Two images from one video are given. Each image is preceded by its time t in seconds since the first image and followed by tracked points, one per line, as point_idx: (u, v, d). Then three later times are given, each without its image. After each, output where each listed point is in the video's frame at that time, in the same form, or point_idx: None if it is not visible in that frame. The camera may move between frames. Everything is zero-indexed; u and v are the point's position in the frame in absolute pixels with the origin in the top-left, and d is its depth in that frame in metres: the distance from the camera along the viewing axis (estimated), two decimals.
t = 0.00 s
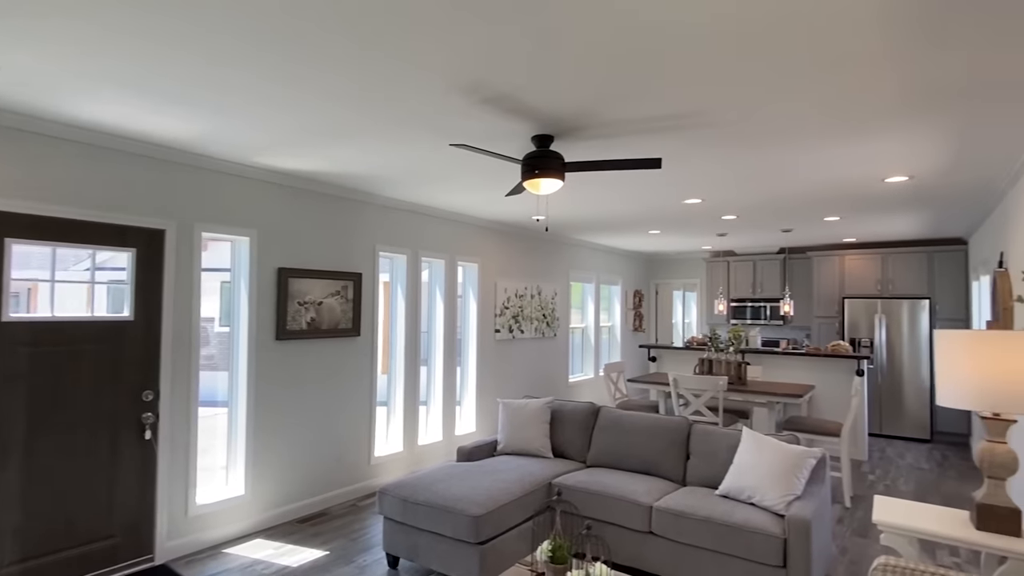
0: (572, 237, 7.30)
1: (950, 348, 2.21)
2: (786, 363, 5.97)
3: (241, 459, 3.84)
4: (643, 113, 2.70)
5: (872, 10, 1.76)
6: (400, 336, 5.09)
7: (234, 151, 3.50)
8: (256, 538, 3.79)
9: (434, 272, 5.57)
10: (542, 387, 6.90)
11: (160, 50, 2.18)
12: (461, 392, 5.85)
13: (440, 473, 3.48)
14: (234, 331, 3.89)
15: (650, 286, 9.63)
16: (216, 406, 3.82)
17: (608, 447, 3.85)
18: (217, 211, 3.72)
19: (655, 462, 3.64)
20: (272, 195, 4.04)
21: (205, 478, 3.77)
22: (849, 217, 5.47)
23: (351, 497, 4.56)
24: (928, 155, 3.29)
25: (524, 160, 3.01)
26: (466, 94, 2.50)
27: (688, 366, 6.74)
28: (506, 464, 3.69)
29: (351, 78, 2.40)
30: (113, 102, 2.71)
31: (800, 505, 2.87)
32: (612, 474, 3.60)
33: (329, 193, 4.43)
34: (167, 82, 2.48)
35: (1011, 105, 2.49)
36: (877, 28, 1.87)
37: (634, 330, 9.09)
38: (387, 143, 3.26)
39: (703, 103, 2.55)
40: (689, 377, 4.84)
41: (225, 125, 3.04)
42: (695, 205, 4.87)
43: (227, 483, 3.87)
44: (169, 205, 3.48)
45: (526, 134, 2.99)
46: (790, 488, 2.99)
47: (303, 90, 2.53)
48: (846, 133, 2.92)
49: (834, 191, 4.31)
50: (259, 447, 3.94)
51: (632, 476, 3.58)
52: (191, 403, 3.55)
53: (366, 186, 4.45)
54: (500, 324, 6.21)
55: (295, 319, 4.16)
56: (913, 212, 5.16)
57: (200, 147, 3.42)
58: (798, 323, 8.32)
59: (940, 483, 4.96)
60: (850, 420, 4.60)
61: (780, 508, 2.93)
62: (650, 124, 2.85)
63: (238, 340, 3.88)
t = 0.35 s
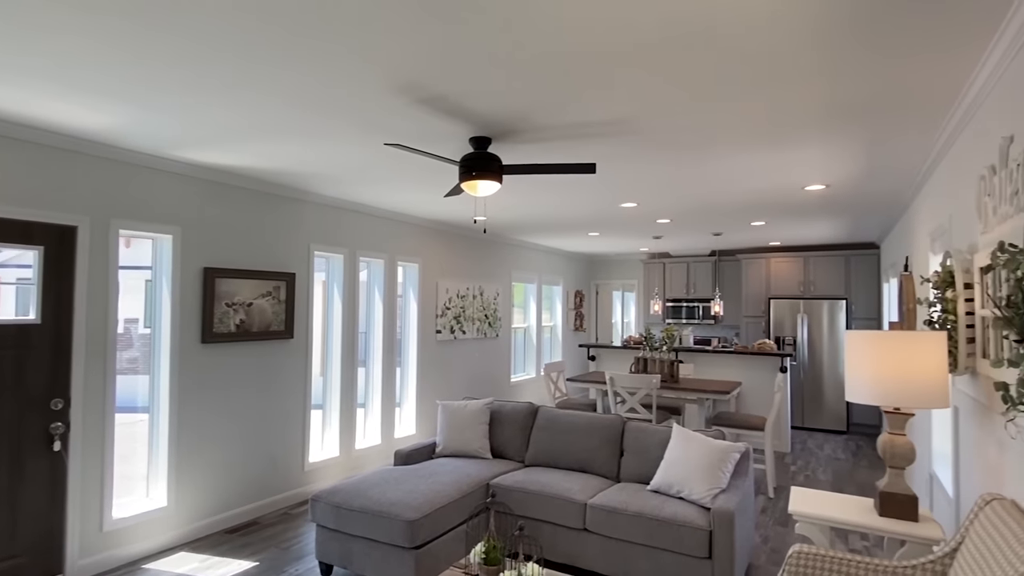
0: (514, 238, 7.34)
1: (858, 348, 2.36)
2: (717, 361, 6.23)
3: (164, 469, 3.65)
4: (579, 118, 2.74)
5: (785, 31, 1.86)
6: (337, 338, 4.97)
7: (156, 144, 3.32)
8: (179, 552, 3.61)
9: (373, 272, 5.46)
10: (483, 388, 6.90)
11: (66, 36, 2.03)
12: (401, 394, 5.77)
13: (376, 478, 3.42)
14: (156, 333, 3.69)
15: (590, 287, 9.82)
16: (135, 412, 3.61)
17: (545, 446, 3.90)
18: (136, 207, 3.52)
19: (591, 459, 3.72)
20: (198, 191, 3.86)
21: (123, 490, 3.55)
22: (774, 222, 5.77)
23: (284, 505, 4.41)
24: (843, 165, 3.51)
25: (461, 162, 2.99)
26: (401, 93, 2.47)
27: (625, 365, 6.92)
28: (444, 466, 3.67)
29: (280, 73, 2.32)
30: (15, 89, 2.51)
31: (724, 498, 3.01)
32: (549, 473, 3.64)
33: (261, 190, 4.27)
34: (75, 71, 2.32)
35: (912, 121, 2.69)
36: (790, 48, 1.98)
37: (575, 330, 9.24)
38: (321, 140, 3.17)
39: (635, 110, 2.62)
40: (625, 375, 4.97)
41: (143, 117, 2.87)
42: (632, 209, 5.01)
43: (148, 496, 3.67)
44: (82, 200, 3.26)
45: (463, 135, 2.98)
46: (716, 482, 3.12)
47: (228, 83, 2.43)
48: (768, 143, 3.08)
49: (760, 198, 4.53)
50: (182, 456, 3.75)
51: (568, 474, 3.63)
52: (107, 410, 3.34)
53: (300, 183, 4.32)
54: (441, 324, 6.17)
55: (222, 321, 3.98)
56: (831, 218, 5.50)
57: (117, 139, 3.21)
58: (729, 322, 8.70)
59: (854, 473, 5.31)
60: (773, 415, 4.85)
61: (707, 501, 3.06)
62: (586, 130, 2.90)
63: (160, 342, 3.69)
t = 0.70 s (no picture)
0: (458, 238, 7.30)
1: (784, 350, 2.49)
2: (655, 360, 6.41)
3: (79, 483, 3.41)
4: (521, 122, 2.75)
5: (719, 44, 1.93)
6: (272, 341, 4.78)
7: (70, 135, 3.09)
8: (97, 571, 3.37)
9: (311, 272, 5.29)
10: (426, 389, 6.82)
11: None
12: (341, 397, 5.62)
13: (314, 486, 3.32)
14: (70, 336, 3.44)
15: (535, 287, 9.91)
16: (46, 422, 3.35)
17: (488, 448, 3.89)
18: (48, 202, 3.26)
19: (533, 460, 3.74)
20: (119, 185, 3.62)
21: (32, 508, 3.29)
22: (709, 225, 5.99)
23: (215, 516, 4.21)
24: (771, 174, 3.69)
25: (403, 162, 2.94)
26: (339, 90, 2.39)
27: (568, 364, 7.01)
28: (385, 472, 3.60)
29: (208, 65, 2.20)
30: None
31: (661, 494, 3.09)
32: (491, 475, 3.64)
33: (189, 186, 4.05)
34: None
35: (834, 134, 2.85)
36: (722, 61, 2.05)
37: (519, 330, 9.29)
38: (254, 135, 3.04)
39: (577, 116, 2.65)
40: (567, 375, 5.03)
41: (54, 106, 2.66)
42: (574, 211, 5.07)
43: (62, 512, 3.42)
44: None
45: (405, 134, 2.93)
46: (653, 480, 3.21)
47: (151, 74, 2.28)
48: (703, 151, 3.19)
49: (696, 203, 4.70)
50: (101, 469, 3.51)
51: (511, 475, 3.64)
52: (14, 421, 3.09)
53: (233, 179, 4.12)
54: (383, 326, 6.05)
55: (146, 325, 3.75)
56: (761, 223, 5.77)
57: (25, 129, 2.97)
58: (667, 322, 8.98)
59: (781, 465, 5.59)
60: (707, 412, 5.04)
61: (645, 498, 3.14)
62: (528, 133, 2.91)
63: (75, 347, 3.44)
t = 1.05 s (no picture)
0: (403, 235, 7.18)
1: (719, 349, 2.58)
2: (599, 358, 6.52)
3: None
4: (465, 119, 2.72)
5: (658, 47, 1.96)
6: (203, 342, 4.54)
7: None
8: None
9: (245, 270, 5.06)
10: (369, 390, 6.67)
11: None
12: (277, 400, 5.41)
13: (248, 493, 3.18)
14: None
15: (481, 285, 9.88)
16: None
17: (432, 449, 3.84)
18: None
19: (477, 460, 3.72)
20: (28, 175, 3.34)
21: None
22: (650, 226, 6.14)
23: (140, 528, 3.96)
24: (709, 176, 3.81)
25: (342, 156, 2.84)
26: (273, 79, 2.28)
27: (514, 363, 7.03)
28: (324, 476, 3.49)
29: (127, 48, 2.05)
30: None
31: (603, 490, 3.14)
32: (435, 476, 3.59)
33: (110, 177, 3.79)
34: None
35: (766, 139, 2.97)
36: (663, 63, 2.09)
37: (465, 329, 9.24)
38: (181, 124, 2.87)
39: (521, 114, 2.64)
40: (512, 374, 5.04)
41: None
42: (519, 210, 5.08)
43: None
44: None
45: (345, 128, 2.84)
46: (595, 476, 3.25)
47: (61, 54, 2.10)
48: (644, 153, 3.25)
49: (638, 203, 4.80)
50: (7, 483, 3.23)
51: (454, 476, 3.61)
52: None
53: (159, 171, 3.88)
54: (322, 325, 5.86)
55: (60, 325, 3.48)
56: (699, 224, 5.96)
57: None
58: (610, 320, 9.16)
59: (717, 457, 5.80)
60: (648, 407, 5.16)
61: (587, 494, 3.18)
62: (473, 131, 2.88)
63: None
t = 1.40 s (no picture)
0: (347, 231, 7.00)
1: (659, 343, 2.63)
2: (546, 354, 6.57)
3: None
4: (409, 111, 2.66)
5: (602, 44, 1.97)
6: (130, 341, 4.27)
7: None
8: None
9: (176, 265, 4.80)
10: (311, 390, 6.48)
11: None
12: (213, 401, 5.17)
13: (178, 500, 3.01)
14: None
15: (429, 282, 9.78)
16: None
17: (376, 449, 3.76)
18: None
19: (422, 459, 3.66)
20: None
21: None
22: (597, 224, 6.23)
23: (59, 541, 3.70)
24: (652, 175, 3.89)
25: (280, 146, 2.73)
26: (202, 62, 2.16)
27: (462, 360, 6.99)
28: (261, 480, 3.36)
29: (36, 24, 1.89)
30: None
31: (548, 485, 3.16)
32: (379, 476, 3.52)
33: (23, 163, 3.50)
34: None
35: (706, 139, 3.05)
36: (606, 61, 2.10)
37: (413, 326, 9.13)
38: (102, 108, 2.68)
39: (466, 108, 2.60)
40: (459, 371, 5.00)
41: None
42: (467, 206, 5.04)
43: None
44: None
45: (282, 117, 2.73)
46: (541, 471, 3.26)
47: None
48: (590, 151, 3.28)
49: (584, 201, 4.85)
50: None
51: (399, 476, 3.54)
52: None
53: (79, 158, 3.62)
54: (261, 323, 5.64)
55: None
56: (644, 223, 6.08)
57: None
58: (558, 317, 9.25)
59: (660, 450, 5.96)
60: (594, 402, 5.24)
61: (533, 490, 3.19)
62: (418, 123, 2.82)
63: None
